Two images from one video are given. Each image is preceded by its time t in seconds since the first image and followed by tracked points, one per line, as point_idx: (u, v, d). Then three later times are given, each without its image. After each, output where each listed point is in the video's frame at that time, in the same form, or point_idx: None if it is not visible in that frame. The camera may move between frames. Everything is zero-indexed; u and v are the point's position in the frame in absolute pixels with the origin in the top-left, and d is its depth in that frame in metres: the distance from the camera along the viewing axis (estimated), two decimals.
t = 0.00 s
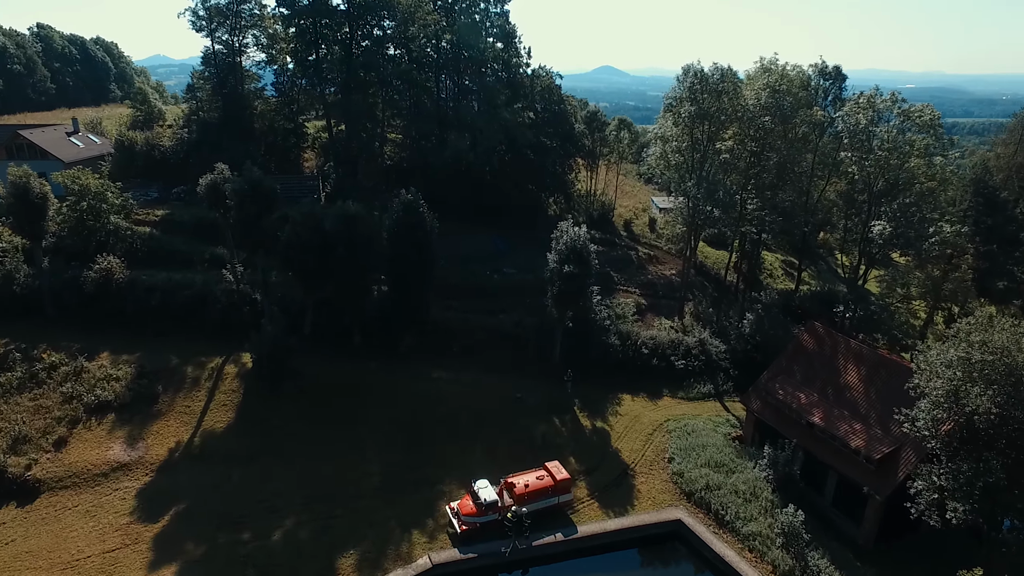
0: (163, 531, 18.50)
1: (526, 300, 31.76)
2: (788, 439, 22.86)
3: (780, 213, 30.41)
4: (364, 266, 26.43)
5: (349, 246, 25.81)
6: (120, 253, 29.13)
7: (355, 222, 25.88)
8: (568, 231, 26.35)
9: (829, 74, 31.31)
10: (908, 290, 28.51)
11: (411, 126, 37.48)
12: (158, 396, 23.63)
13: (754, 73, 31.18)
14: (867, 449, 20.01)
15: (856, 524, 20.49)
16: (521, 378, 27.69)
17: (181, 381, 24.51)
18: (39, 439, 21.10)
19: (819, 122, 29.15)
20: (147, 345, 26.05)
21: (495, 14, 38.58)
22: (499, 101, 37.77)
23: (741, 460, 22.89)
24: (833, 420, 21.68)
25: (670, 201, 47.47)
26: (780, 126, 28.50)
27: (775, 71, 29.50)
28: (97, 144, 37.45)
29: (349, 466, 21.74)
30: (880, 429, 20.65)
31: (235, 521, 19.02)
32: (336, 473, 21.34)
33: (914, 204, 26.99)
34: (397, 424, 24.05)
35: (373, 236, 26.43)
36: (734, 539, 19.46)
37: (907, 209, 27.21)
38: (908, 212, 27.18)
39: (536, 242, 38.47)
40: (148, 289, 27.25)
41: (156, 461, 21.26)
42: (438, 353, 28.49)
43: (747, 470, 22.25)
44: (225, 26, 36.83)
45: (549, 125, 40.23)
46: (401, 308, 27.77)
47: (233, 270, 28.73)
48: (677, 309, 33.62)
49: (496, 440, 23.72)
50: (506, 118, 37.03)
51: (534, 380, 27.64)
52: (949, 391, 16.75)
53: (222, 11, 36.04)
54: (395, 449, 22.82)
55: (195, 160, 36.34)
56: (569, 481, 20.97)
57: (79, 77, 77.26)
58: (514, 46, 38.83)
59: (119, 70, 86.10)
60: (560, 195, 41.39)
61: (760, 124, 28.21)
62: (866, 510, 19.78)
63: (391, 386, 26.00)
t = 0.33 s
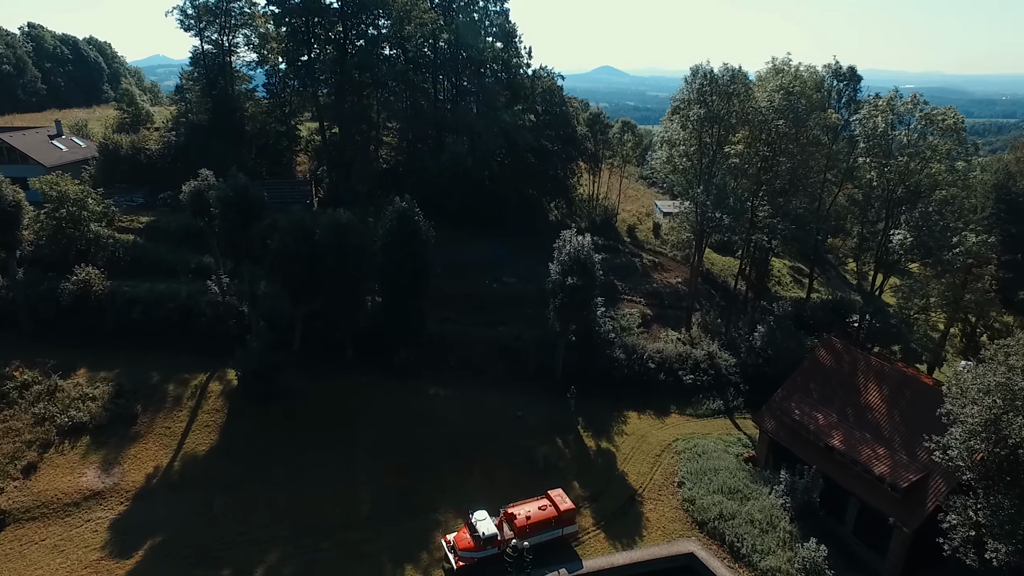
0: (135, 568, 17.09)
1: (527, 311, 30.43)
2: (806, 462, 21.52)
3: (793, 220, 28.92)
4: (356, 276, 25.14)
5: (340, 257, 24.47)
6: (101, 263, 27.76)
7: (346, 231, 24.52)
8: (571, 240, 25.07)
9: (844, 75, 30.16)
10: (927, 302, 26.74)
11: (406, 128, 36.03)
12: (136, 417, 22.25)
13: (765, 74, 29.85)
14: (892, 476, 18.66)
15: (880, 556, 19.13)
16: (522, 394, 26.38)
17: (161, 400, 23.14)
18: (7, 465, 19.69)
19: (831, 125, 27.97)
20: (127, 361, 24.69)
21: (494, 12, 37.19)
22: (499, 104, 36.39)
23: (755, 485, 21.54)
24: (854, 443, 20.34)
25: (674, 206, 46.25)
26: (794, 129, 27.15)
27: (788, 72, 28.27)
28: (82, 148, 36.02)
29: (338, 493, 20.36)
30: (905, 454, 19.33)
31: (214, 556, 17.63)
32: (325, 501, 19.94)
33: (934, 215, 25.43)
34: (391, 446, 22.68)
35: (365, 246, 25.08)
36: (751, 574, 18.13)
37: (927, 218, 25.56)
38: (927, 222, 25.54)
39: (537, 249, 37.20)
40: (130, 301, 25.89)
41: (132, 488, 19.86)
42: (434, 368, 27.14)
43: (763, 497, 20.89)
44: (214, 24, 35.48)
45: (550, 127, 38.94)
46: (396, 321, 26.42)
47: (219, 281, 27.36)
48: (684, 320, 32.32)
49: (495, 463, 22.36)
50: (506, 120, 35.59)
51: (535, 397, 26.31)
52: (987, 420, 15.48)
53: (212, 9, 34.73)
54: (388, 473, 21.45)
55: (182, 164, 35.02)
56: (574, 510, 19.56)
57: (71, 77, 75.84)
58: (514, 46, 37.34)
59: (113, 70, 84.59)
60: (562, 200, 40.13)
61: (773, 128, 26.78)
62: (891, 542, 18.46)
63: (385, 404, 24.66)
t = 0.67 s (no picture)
0: None
1: (529, 323, 29.07)
2: (828, 490, 20.12)
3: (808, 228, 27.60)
4: (348, 289, 23.74)
5: (331, 269, 23.05)
6: (80, 274, 26.35)
7: (338, 241, 23.10)
8: (575, 250, 23.75)
9: (859, 75, 28.83)
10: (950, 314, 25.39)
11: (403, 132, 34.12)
12: (112, 441, 20.81)
13: (779, 74, 28.20)
14: (923, 509, 17.26)
15: None
16: (523, 413, 25.05)
17: (140, 422, 21.70)
18: None
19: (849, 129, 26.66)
20: (104, 380, 23.28)
21: (494, 10, 35.78)
22: (499, 105, 34.83)
23: (773, 514, 20.13)
24: (880, 471, 18.95)
25: (679, 211, 44.95)
26: (811, 133, 25.72)
27: (804, 73, 26.75)
28: (65, 152, 34.76)
29: (326, 524, 18.92)
30: (936, 484, 17.94)
31: None
32: (312, 534, 18.51)
33: (959, 224, 24.09)
34: (384, 471, 21.28)
35: (357, 257, 23.70)
36: None
37: (952, 227, 24.26)
38: (953, 231, 24.25)
39: (538, 256, 35.87)
40: (109, 315, 24.47)
41: (105, 518, 18.31)
42: (431, 384, 25.75)
43: (782, 528, 19.46)
44: (202, 23, 34.01)
45: (551, 130, 37.58)
46: (390, 336, 25.03)
47: (204, 294, 25.97)
48: (693, 331, 30.98)
49: (495, 490, 20.95)
50: (506, 122, 34.09)
51: (537, 416, 24.94)
52: None
53: (199, 7, 33.24)
54: (381, 501, 20.04)
55: (170, 168, 33.63)
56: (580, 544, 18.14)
57: (63, 77, 74.39)
58: (515, 46, 35.86)
59: (107, 70, 83.08)
60: (564, 205, 38.86)
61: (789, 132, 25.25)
62: None
63: (378, 424, 23.28)
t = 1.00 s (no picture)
0: None
1: (530, 337, 27.66)
2: (854, 522, 18.71)
3: (825, 237, 26.26)
4: (339, 304, 22.30)
5: (319, 283, 21.60)
6: (56, 287, 24.92)
7: (327, 253, 21.62)
8: (581, 262, 22.35)
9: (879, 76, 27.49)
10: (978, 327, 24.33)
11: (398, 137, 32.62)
12: (83, 469, 19.29)
13: (795, 76, 27.06)
14: (962, 548, 15.84)
15: None
16: (525, 434, 23.62)
17: (115, 448, 20.19)
18: None
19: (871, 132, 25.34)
20: (78, 401, 21.79)
21: (494, 8, 34.12)
22: (500, 107, 33.24)
23: (795, 549, 18.65)
24: (911, 503, 17.52)
25: (685, 216, 43.61)
26: (831, 138, 24.38)
27: (822, 74, 25.48)
28: (45, 155, 33.49)
29: (313, 560, 17.45)
30: (974, 519, 16.53)
31: None
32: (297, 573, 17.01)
33: (990, 234, 22.58)
34: (376, 500, 19.81)
35: (348, 269, 22.25)
36: None
37: (982, 238, 22.70)
38: (985, 243, 22.63)
39: (540, 264, 34.53)
40: (85, 331, 23.01)
41: (72, 556, 16.73)
42: (427, 403, 24.32)
43: (806, 565, 17.97)
44: (190, 21, 32.54)
45: (554, 132, 36.11)
46: (384, 353, 23.58)
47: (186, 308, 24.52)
48: (703, 345, 29.60)
49: (496, 520, 19.48)
50: (507, 125, 32.68)
51: (540, 438, 23.51)
52: None
53: (186, 5, 31.74)
54: (373, 535, 18.56)
55: (155, 173, 32.20)
56: None
57: (54, 77, 72.80)
58: (515, 45, 34.37)
59: (99, 70, 81.50)
60: (567, 211, 37.52)
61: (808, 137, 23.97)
62: None
63: (371, 449, 21.83)
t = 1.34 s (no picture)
0: None
1: (532, 353, 26.23)
2: (885, 561, 17.24)
3: (844, 247, 24.90)
4: (327, 321, 20.80)
5: (306, 298, 20.11)
6: (29, 301, 23.49)
7: (314, 267, 20.12)
8: (587, 276, 20.94)
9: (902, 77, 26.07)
10: (1009, 343, 22.73)
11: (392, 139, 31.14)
12: (49, 502, 17.72)
13: (813, 76, 25.61)
14: None
15: None
16: (527, 459, 22.12)
17: (85, 477, 18.63)
18: None
19: (895, 137, 23.88)
20: (47, 425, 20.28)
21: (494, 5, 32.53)
22: (500, 110, 31.50)
23: None
24: (950, 542, 16.08)
25: (692, 222, 42.25)
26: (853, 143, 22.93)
27: (844, 75, 24.01)
28: (24, 159, 32.02)
29: None
30: (1021, 563, 15.08)
31: None
32: None
33: None
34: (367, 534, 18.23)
35: (338, 284, 20.76)
36: None
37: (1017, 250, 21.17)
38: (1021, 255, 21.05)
39: (543, 273, 33.08)
40: (56, 349, 21.51)
41: None
42: (423, 425, 22.81)
43: None
44: (176, 19, 31.10)
45: (556, 135, 34.62)
46: (376, 372, 22.06)
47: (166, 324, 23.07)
48: (714, 359, 28.17)
49: (497, 556, 17.93)
50: (507, 128, 30.79)
51: (543, 462, 22.01)
52: None
53: (171, 2, 30.27)
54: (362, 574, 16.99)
55: (139, 178, 30.78)
56: None
57: (45, 78, 71.38)
58: (516, 44, 32.87)
59: (92, 71, 80.04)
60: (570, 217, 36.09)
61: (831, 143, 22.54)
62: None
63: (362, 476, 20.29)
